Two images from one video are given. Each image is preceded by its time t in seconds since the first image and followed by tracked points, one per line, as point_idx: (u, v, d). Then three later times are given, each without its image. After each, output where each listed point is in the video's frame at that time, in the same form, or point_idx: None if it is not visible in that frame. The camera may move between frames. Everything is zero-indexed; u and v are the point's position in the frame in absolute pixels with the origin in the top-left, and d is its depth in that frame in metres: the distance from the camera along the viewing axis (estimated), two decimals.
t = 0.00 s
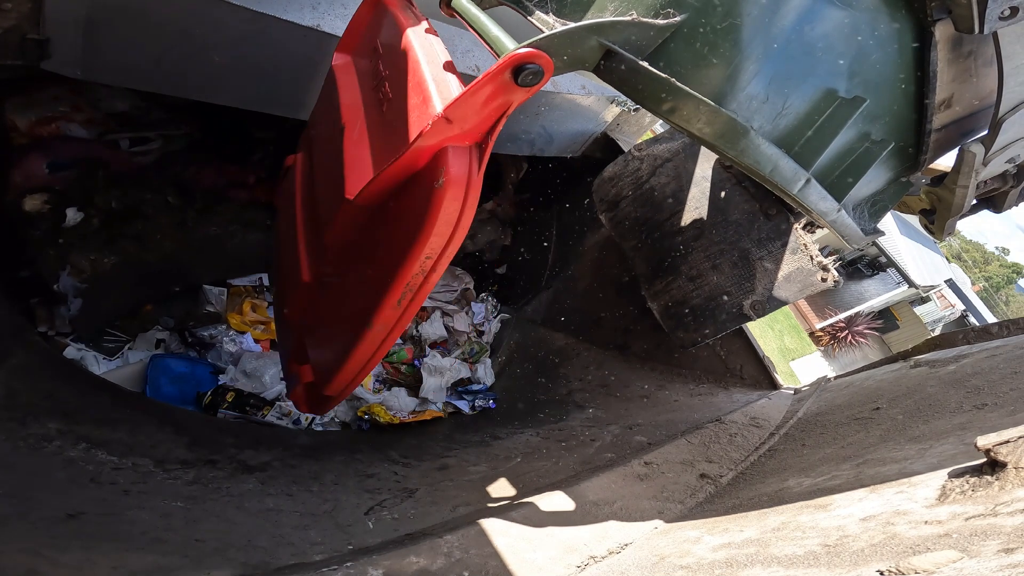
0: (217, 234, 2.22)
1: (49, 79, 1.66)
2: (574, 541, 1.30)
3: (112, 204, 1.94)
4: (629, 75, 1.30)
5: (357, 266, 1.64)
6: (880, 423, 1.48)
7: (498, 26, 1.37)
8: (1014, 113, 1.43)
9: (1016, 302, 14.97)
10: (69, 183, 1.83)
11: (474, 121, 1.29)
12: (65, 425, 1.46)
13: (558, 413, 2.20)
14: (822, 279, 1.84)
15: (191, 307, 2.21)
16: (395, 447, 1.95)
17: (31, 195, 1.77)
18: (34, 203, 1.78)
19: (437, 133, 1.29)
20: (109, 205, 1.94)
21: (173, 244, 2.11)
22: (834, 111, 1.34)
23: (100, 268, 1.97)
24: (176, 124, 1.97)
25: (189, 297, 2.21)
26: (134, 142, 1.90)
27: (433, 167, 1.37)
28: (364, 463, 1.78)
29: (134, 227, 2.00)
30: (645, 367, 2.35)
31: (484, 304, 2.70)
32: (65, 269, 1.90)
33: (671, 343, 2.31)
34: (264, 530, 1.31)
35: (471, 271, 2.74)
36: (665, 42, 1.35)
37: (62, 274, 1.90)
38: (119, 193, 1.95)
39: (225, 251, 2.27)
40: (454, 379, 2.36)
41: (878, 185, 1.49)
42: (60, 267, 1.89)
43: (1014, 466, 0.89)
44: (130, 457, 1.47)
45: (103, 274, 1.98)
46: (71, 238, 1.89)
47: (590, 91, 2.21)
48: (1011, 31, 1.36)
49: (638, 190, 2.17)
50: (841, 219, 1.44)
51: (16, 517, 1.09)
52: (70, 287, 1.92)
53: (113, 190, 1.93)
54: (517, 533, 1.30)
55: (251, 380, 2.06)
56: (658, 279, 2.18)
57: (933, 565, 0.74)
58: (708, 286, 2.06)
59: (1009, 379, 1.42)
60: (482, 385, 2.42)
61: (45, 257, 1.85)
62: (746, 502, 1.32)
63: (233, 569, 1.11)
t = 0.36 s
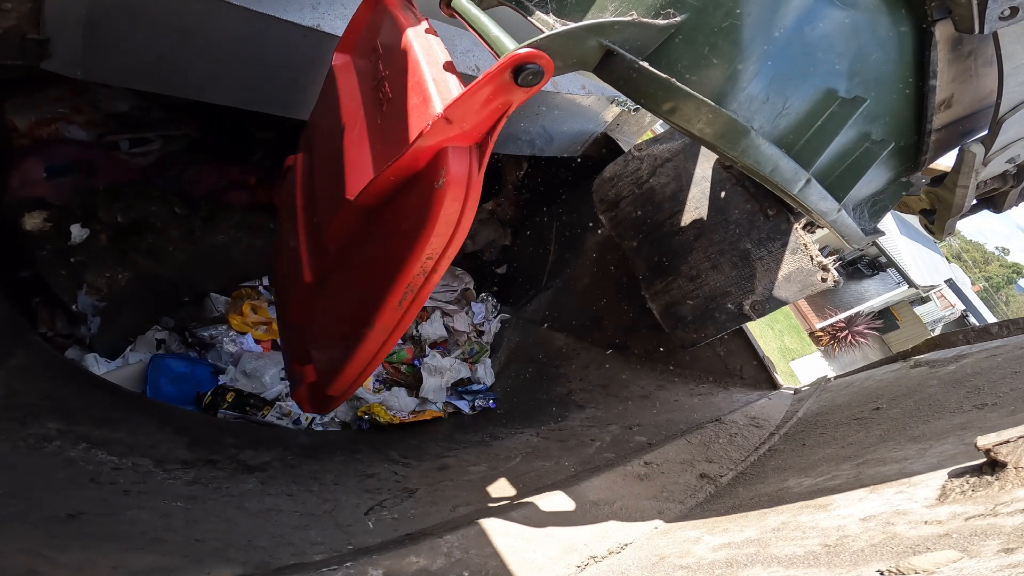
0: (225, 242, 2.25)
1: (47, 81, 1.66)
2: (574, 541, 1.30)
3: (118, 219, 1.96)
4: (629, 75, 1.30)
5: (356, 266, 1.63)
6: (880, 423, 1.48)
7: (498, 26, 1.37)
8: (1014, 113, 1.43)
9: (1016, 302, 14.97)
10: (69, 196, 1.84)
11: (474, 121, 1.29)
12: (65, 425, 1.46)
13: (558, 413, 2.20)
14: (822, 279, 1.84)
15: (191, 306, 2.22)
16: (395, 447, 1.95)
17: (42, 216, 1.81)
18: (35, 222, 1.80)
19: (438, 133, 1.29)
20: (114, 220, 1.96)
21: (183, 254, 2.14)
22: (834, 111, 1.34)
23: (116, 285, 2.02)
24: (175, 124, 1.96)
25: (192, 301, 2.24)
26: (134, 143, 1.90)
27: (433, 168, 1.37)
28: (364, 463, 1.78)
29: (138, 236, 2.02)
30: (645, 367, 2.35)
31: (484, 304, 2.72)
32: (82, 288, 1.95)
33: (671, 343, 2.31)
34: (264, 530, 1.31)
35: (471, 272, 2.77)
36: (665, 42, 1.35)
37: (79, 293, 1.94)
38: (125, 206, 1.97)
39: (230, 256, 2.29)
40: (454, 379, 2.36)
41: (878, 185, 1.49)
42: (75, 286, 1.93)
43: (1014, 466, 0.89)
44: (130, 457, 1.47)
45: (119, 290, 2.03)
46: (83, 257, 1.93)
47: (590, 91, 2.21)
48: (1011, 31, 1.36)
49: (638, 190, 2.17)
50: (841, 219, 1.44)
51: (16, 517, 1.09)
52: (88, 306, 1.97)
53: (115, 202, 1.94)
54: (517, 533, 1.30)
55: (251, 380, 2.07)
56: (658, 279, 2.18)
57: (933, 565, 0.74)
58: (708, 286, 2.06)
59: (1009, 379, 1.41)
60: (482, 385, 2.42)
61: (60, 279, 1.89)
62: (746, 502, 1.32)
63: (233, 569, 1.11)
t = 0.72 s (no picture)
0: (234, 249, 2.28)
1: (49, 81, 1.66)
2: (574, 541, 1.30)
3: (127, 234, 2.00)
4: (629, 76, 1.31)
5: (421, 268, 1.70)
6: (880, 423, 1.48)
7: (498, 26, 1.37)
8: (1014, 113, 1.43)
9: (1016, 302, 14.96)
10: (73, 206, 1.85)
11: (489, 125, 1.28)
12: (64, 426, 1.46)
13: (558, 413, 2.20)
14: (823, 279, 1.83)
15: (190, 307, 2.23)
16: (395, 447, 1.95)
17: (52, 237, 1.82)
18: (40, 241, 1.79)
19: (456, 144, 1.29)
20: (121, 230, 1.98)
21: (198, 264, 2.18)
22: (834, 111, 1.34)
23: (136, 302, 2.04)
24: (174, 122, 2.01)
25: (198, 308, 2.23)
26: (134, 143, 1.93)
27: (463, 174, 1.38)
28: (364, 463, 1.78)
29: (148, 249, 2.06)
30: (645, 367, 2.35)
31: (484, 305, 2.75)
32: (105, 307, 1.97)
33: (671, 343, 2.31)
34: (264, 530, 1.31)
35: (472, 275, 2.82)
36: (665, 42, 1.35)
37: (101, 312, 1.96)
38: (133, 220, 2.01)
39: (241, 264, 2.32)
40: (454, 379, 2.36)
41: (878, 185, 1.49)
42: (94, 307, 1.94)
43: (1014, 465, 0.89)
44: (130, 456, 1.47)
45: (140, 307, 2.05)
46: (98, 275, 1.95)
47: (590, 91, 2.26)
48: (1011, 31, 1.36)
49: (637, 190, 2.17)
50: (840, 219, 1.44)
51: (16, 517, 1.09)
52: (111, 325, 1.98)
53: (123, 216, 1.98)
54: (517, 533, 1.30)
55: (251, 380, 2.06)
56: (658, 279, 2.18)
57: (933, 565, 0.74)
58: (708, 286, 2.06)
59: (1009, 379, 1.42)
60: (481, 385, 2.42)
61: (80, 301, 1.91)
62: (745, 502, 1.31)
63: (234, 569, 1.11)
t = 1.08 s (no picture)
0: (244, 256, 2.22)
1: (49, 83, 1.67)
2: (574, 541, 1.29)
3: (138, 247, 2.00)
4: (629, 76, 1.31)
5: (417, 270, 1.68)
6: (881, 423, 1.48)
7: (498, 26, 1.37)
8: (1014, 113, 1.43)
9: (1016, 302, 14.96)
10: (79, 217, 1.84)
11: (489, 124, 1.28)
12: (64, 425, 1.46)
13: (558, 413, 2.20)
14: (822, 279, 1.83)
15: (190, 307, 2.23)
16: (395, 447, 1.95)
17: (59, 255, 1.83)
18: (48, 260, 1.80)
19: (456, 144, 1.29)
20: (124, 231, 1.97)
21: (213, 274, 2.14)
22: (834, 110, 1.34)
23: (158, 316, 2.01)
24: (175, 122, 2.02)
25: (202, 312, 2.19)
26: (134, 143, 1.92)
27: (462, 174, 1.38)
28: (364, 463, 1.78)
29: (162, 261, 2.05)
30: (645, 367, 2.34)
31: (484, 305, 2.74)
32: (128, 323, 1.95)
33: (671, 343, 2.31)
34: (264, 529, 1.31)
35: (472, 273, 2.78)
36: (665, 43, 1.35)
37: (125, 328, 1.94)
38: (141, 233, 2.01)
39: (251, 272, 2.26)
40: (454, 379, 2.36)
41: (878, 185, 1.49)
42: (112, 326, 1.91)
43: (1014, 466, 0.89)
44: (130, 456, 1.47)
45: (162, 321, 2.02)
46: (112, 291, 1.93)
47: (590, 91, 2.26)
48: (1011, 31, 1.36)
49: (637, 190, 2.17)
50: (840, 219, 1.44)
51: (15, 517, 1.09)
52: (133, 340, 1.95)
53: (133, 230, 1.99)
54: (517, 533, 1.30)
55: (254, 381, 2.07)
56: (658, 279, 2.18)
57: (933, 565, 0.74)
58: (708, 285, 2.06)
59: (1009, 379, 1.42)
60: (482, 385, 2.41)
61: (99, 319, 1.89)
62: (746, 502, 1.32)
63: (234, 569, 1.11)
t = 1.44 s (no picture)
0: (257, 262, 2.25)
1: (45, 83, 1.67)
2: (574, 541, 1.29)
3: (155, 263, 2.02)
4: (628, 75, 1.31)
5: (367, 267, 1.65)
6: (881, 423, 1.48)
7: (499, 26, 1.37)
8: (1014, 113, 1.43)
9: (1016, 302, 14.96)
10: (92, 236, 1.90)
11: (477, 121, 1.28)
12: (65, 425, 1.46)
13: (558, 413, 2.20)
14: (822, 279, 1.83)
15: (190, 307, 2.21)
16: (395, 447, 1.95)
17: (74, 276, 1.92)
18: (63, 282, 1.89)
19: (441, 135, 1.29)
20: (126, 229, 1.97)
21: (231, 284, 2.17)
22: (834, 110, 1.34)
23: (185, 330, 2.09)
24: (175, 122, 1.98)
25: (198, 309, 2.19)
26: (134, 143, 1.90)
27: (439, 169, 1.37)
28: (363, 463, 1.78)
29: (181, 275, 2.06)
30: (645, 367, 2.34)
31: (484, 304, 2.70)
32: (159, 340, 2.04)
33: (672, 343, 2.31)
34: (264, 529, 1.31)
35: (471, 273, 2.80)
36: (666, 43, 1.35)
37: (157, 346, 2.04)
38: (156, 250, 2.02)
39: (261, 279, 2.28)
40: (454, 379, 2.35)
41: (878, 185, 1.49)
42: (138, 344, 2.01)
43: (1014, 466, 0.89)
44: (130, 456, 1.47)
45: (189, 334, 2.10)
46: (137, 310, 1.99)
47: (590, 91, 2.22)
48: (1011, 31, 1.36)
49: (637, 190, 2.17)
50: (841, 219, 1.44)
51: (16, 516, 1.09)
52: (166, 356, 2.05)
53: (148, 247, 2.00)
54: (517, 534, 1.30)
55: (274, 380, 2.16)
56: (658, 279, 2.18)
57: (933, 564, 0.74)
58: (708, 285, 2.06)
59: (1008, 379, 1.42)
60: (482, 385, 2.41)
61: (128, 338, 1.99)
62: (746, 502, 1.32)
63: (234, 569, 1.11)
